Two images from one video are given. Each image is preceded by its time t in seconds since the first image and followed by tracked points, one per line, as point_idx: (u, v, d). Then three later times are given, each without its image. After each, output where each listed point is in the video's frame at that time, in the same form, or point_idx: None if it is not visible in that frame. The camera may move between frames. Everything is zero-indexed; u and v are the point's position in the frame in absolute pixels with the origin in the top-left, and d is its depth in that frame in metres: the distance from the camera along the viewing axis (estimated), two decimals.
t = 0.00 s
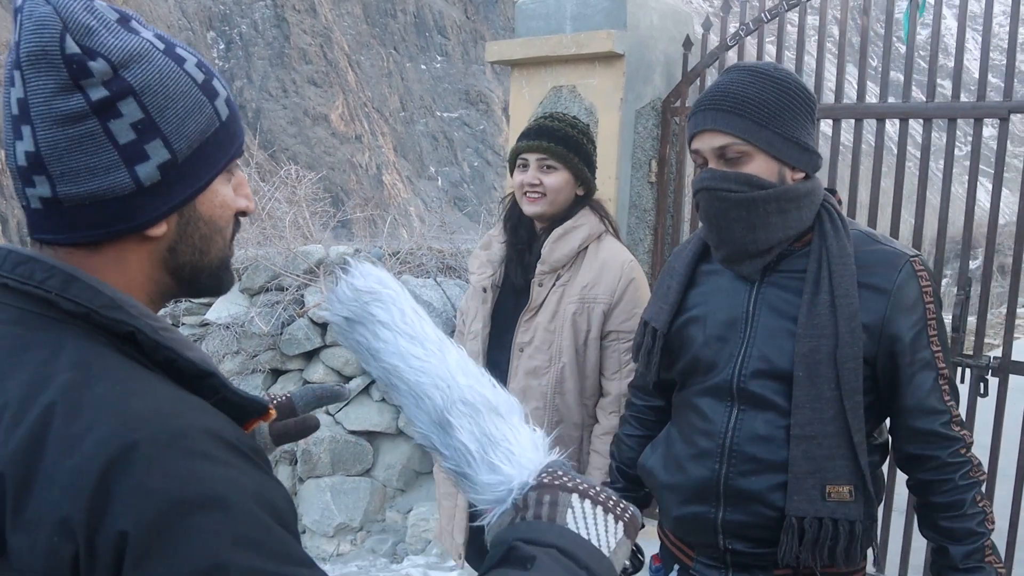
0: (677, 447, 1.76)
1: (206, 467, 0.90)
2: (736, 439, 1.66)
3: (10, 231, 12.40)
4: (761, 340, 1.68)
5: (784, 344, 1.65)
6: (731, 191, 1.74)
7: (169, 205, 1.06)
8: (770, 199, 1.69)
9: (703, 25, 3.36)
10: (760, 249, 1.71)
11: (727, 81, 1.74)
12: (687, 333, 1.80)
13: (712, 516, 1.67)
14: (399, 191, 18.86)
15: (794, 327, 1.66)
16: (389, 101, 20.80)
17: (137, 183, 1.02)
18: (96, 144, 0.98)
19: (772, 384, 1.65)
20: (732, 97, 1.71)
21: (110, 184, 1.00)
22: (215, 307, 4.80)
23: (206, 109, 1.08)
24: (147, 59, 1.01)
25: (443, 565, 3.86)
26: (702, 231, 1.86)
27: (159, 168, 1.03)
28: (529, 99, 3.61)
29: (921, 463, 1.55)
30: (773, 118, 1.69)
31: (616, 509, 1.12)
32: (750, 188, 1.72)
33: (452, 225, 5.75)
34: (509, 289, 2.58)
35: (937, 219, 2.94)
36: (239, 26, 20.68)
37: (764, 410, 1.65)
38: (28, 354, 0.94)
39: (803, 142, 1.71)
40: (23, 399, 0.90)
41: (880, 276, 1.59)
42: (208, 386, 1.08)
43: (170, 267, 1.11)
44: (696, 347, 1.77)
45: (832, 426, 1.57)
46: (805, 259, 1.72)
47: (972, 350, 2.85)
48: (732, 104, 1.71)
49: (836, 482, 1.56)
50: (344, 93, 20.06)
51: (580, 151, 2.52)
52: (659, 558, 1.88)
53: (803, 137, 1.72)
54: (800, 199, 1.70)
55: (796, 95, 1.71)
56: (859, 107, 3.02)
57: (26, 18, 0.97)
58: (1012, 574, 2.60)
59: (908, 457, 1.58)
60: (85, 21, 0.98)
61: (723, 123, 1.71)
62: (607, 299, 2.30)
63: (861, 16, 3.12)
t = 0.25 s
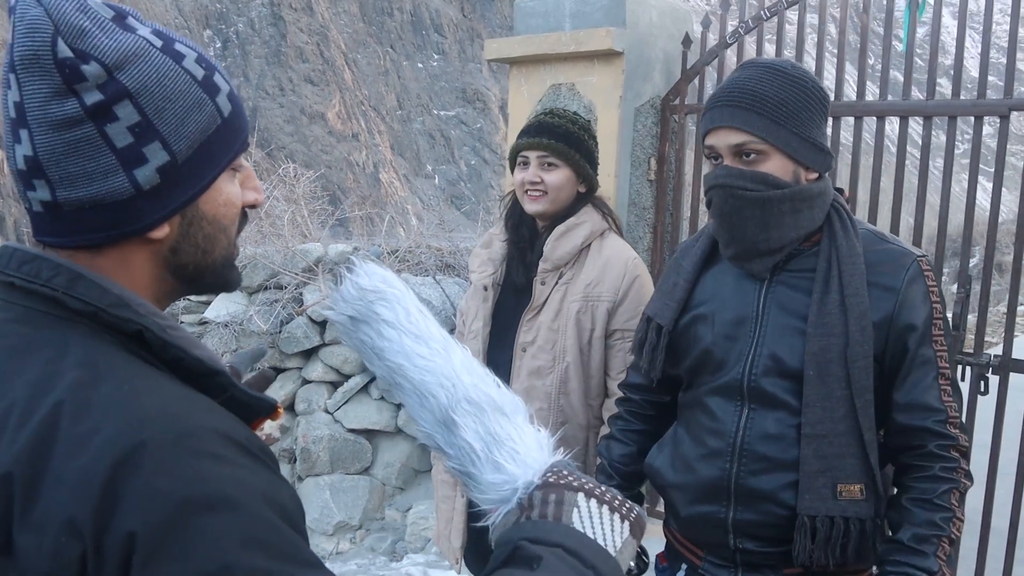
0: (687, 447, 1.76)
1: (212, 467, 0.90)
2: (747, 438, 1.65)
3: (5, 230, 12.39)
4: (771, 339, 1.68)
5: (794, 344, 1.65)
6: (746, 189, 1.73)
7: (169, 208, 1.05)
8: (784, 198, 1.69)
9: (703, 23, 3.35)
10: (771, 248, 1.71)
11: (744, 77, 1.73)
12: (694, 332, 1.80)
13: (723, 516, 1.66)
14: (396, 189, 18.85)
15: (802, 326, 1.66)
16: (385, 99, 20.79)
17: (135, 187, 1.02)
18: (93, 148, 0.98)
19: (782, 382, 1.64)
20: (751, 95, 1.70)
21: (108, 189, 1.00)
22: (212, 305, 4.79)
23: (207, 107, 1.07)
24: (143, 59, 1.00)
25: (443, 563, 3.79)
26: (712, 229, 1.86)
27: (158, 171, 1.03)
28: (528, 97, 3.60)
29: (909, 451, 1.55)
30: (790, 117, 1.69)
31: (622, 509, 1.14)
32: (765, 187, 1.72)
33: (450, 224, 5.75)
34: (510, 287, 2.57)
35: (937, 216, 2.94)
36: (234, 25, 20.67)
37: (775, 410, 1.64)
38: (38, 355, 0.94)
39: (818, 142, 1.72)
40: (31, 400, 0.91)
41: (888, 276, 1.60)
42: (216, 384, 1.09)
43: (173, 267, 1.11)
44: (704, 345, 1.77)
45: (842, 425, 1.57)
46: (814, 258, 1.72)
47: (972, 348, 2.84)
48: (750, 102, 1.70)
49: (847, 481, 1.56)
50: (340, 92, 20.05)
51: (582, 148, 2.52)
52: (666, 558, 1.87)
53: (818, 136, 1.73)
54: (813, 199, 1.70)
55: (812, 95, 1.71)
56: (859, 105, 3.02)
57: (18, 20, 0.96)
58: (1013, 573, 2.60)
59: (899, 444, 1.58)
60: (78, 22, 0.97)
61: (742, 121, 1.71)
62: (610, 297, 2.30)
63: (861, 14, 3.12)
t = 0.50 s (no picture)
0: (691, 441, 1.76)
1: (209, 455, 0.90)
2: (753, 432, 1.65)
3: (11, 225, 12.45)
4: (778, 332, 1.67)
5: (801, 337, 1.65)
6: (761, 180, 1.73)
7: (164, 206, 1.05)
8: (799, 191, 1.69)
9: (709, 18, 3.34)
10: (783, 240, 1.71)
11: (764, 69, 1.72)
12: (700, 325, 1.80)
13: (727, 510, 1.66)
14: (399, 185, 18.85)
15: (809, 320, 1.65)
16: (389, 95, 20.80)
17: (129, 185, 1.01)
18: (87, 146, 0.98)
19: (789, 376, 1.64)
20: (772, 86, 1.70)
21: (103, 188, 1.00)
22: (217, 301, 4.81)
23: (205, 106, 1.06)
24: (139, 59, 0.99)
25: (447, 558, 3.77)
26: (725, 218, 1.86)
27: (151, 171, 1.02)
28: (533, 93, 3.60)
29: (911, 450, 1.54)
30: (809, 111, 1.68)
31: (619, 500, 1.12)
32: (780, 178, 1.71)
33: (454, 220, 5.75)
34: (517, 281, 2.57)
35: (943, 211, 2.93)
36: (239, 21, 20.69)
37: (779, 404, 1.64)
38: (42, 344, 0.95)
39: (836, 137, 1.71)
40: (31, 386, 0.91)
41: (899, 271, 1.59)
42: (214, 376, 1.10)
43: (172, 263, 1.11)
44: (710, 338, 1.77)
45: (849, 418, 1.56)
46: (824, 251, 1.72)
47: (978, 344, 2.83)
48: (770, 93, 1.69)
49: (853, 475, 1.55)
50: (344, 87, 20.06)
51: (599, 141, 2.50)
52: (671, 554, 1.86)
53: (837, 131, 1.72)
54: (827, 193, 1.69)
55: (832, 90, 1.70)
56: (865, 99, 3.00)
57: (18, 20, 0.96)
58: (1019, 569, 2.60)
59: (902, 445, 1.57)
60: (74, 22, 0.96)
61: (760, 111, 1.70)
62: (622, 293, 2.28)
63: (868, 8, 3.10)
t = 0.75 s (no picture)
0: (685, 437, 1.75)
1: (188, 437, 0.91)
2: (747, 430, 1.64)
3: (11, 224, 12.47)
4: (776, 329, 1.67)
5: (798, 333, 1.64)
6: (767, 159, 1.72)
7: (153, 199, 1.04)
8: (802, 175, 1.69)
9: (709, 16, 3.34)
10: (782, 224, 1.70)
11: (790, 58, 1.72)
12: (697, 322, 1.79)
13: (722, 508, 1.66)
14: (399, 184, 18.84)
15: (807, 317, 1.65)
16: (389, 94, 20.80)
17: (118, 179, 1.01)
18: (79, 140, 0.98)
19: (787, 373, 1.63)
20: (794, 74, 1.70)
21: (92, 180, 1.00)
22: (218, 300, 4.81)
23: (194, 107, 1.06)
24: (133, 58, 0.99)
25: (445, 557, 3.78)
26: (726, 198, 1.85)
27: (140, 166, 1.02)
28: (533, 91, 3.59)
29: (927, 461, 1.55)
30: (824, 102, 1.69)
31: (592, 485, 1.12)
32: (785, 161, 1.71)
33: (455, 219, 5.74)
34: (524, 284, 2.50)
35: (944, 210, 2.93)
36: (239, 20, 20.69)
37: (774, 401, 1.63)
38: (29, 330, 0.96)
39: (846, 133, 1.73)
40: (19, 371, 0.93)
41: (900, 268, 1.59)
42: (197, 363, 1.08)
43: (157, 256, 1.10)
44: (706, 334, 1.76)
45: (845, 414, 1.56)
46: (824, 248, 1.71)
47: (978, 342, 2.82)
48: (792, 81, 1.69)
49: (846, 471, 1.55)
50: (344, 86, 20.08)
51: (611, 142, 2.43)
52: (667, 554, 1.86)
53: (847, 126, 1.73)
54: (831, 184, 1.69)
55: (848, 88, 1.72)
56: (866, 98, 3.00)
57: (19, 19, 0.97)
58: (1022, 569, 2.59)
59: (914, 454, 1.58)
60: (72, 21, 0.96)
61: (779, 95, 1.70)
62: (638, 294, 2.21)
63: (869, 7, 3.09)
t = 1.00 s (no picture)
0: (687, 434, 1.74)
1: (168, 422, 0.93)
2: (753, 427, 1.64)
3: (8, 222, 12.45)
4: (784, 325, 1.67)
5: (806, 330, 1.64)
6: (784, 142, 1.71)
7: (133, 190, 1.05)
8: (819, 166, 1.69)
9: (710, 15, 3.34)
10: (791, 212, 1.71)
11: (831, 55, 1.73)
12: (701, 319, 1.79)
13: (725, 507, 1.66)
14: (398, 183, 18.83)
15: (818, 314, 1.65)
16: (388, 93, 20.78)
17: (101, 171, 1.02)
18: (62, 134, 0.99)
19: (795, 369, 1.63)
20: (831, 72, 1.71)
21: (76, 172, 1.01)
22: (217, 299, 4.80)
23: (174, 101, 1.07)
24: (113, 53, 1.00)
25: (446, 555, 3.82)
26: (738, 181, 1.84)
27: (122, 157, 1.03)
28: (534, 90, 3.59)
29: (935, 461, 1.55)
30: (848, 99, 1.71)
31: (568, 472, 1.14)
32: (802, 147, 1.70)
33: (455, 218, 5.74)
34: (534, 286, 2.45)
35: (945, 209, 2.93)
36: (237, 18, 20.65)
37: (780, 399, 1.63)
38: (15, 318, 0.97)
39: (866, 135, 1.73)
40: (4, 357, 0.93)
41: (909, 267, 1.60)
42: (180, 353, 1.08)
43: (141, 248, 1.10)
44: (710, 331, 1.76)
45: (851, 411, 1.56)
46: (833, 244, 1.71)
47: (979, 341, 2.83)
48: (829, 78, 1.70)
49: (851, 469, 1.55)
50: (343, 85, 20.06)
51: (627, 143, 2.42)
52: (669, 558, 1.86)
53: (868, 131, 1.74)
54: (843, 180, 1.70)
55: (873, 93, 1.74)
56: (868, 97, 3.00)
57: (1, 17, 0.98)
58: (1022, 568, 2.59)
59: (918, 453, 1.58)
60: (52, 19, 0.98)
61: (813, 86, 1.70)
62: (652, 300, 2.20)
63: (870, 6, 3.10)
